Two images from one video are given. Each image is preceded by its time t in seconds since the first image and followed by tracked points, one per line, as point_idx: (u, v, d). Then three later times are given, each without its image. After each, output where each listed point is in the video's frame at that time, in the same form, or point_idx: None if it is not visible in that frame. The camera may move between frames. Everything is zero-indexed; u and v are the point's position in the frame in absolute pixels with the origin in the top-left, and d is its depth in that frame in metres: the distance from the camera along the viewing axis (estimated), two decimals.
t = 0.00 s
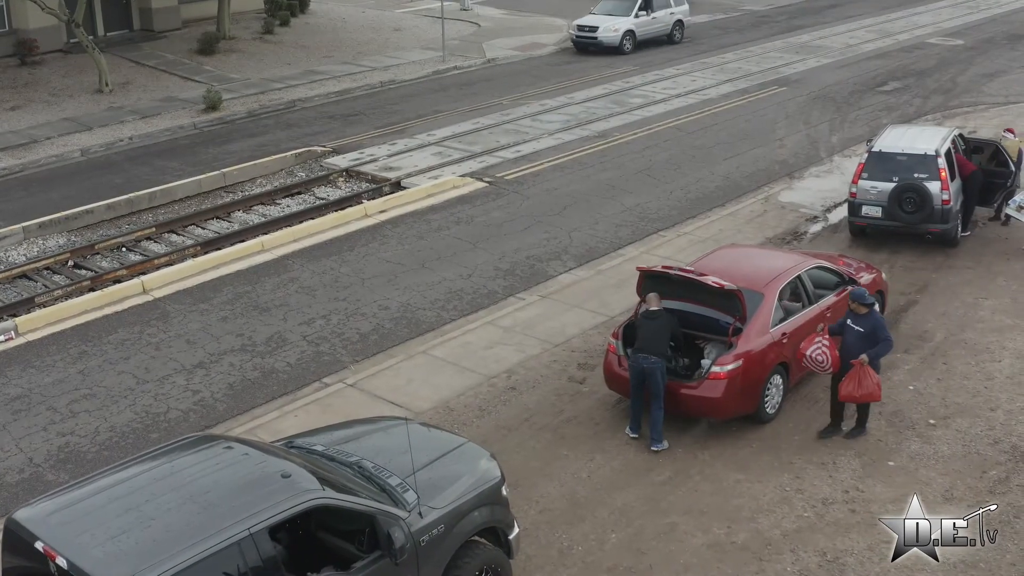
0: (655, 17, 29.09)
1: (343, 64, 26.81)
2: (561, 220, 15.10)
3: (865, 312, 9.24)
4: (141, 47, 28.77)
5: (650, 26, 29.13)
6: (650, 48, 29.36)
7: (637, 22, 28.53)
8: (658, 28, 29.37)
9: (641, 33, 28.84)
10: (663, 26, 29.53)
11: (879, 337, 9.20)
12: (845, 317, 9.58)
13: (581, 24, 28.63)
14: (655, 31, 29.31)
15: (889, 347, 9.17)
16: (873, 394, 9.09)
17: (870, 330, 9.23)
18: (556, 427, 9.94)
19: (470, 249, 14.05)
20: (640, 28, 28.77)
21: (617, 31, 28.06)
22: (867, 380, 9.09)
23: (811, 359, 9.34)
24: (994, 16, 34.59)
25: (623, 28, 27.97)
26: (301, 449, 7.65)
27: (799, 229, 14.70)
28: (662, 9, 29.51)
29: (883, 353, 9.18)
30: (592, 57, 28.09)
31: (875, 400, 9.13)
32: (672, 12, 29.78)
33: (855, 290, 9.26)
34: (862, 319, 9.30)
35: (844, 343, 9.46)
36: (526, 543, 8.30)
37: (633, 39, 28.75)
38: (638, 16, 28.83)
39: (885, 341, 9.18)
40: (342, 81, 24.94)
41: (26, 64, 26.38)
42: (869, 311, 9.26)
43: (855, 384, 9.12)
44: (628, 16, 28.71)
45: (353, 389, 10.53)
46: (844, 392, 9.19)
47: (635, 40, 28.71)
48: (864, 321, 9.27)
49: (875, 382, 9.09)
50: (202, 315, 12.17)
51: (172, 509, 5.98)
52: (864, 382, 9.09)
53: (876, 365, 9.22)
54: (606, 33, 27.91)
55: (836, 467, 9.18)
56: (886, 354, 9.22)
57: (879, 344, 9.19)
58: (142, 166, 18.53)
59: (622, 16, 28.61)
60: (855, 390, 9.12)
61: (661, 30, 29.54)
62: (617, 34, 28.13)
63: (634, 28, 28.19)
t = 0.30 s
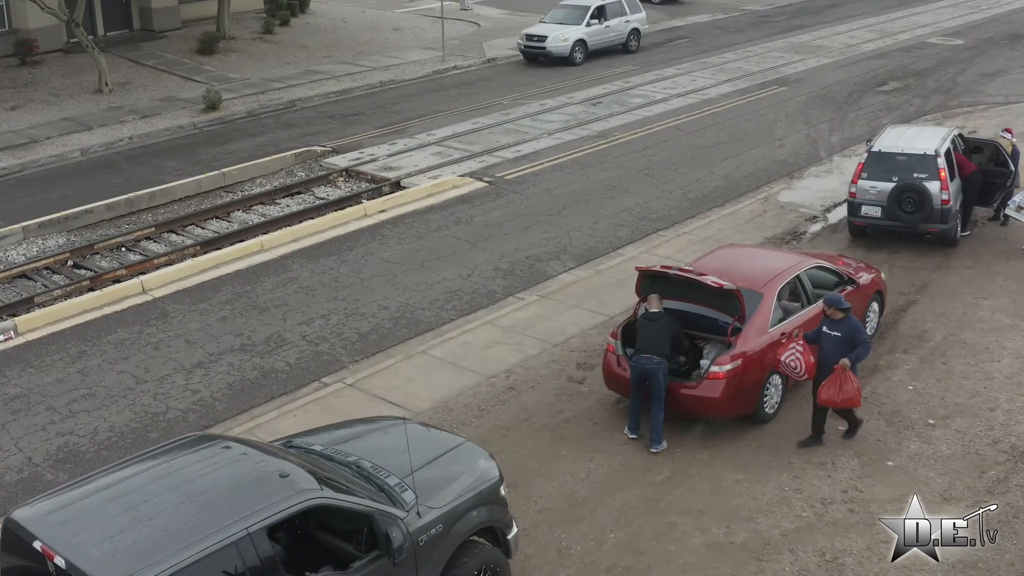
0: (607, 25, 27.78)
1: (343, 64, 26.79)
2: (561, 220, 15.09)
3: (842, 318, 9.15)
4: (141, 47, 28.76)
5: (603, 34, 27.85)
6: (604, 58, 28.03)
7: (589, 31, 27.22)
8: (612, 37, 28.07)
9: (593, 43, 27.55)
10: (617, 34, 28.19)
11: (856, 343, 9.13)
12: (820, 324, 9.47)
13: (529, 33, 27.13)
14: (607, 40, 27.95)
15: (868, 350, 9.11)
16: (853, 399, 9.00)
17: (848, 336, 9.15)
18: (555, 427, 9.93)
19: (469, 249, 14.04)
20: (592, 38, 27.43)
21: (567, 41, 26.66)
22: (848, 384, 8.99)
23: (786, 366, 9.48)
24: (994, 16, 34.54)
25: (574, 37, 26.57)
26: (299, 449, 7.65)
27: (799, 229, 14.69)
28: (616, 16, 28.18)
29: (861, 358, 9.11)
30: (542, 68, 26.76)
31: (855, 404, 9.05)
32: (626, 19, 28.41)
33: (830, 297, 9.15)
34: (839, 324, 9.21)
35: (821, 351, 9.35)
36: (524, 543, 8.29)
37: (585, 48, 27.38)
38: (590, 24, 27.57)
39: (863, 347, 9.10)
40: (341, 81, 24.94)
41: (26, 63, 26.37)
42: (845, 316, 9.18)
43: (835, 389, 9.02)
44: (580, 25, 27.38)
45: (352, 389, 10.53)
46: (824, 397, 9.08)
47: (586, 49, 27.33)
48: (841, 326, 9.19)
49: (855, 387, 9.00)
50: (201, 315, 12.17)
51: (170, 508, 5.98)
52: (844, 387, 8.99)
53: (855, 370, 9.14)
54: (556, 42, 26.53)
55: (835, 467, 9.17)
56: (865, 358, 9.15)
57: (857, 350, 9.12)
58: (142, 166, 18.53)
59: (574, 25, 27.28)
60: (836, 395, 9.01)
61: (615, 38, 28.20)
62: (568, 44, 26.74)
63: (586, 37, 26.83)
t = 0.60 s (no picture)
0: (554, 36, 26.29)
1: (342, 64, 26.78)
2: (560, 220, 15.08)
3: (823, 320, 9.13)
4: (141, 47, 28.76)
5: (550, 45, 26.36)
6: (552, 69, 26.60)
7: (534, 43, 25.69)
8: (561, 47, 26.61)
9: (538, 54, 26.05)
10: (566, 44, 26.69)
11: (838, 345, 9.10)
12: (801, 327, 9.46)
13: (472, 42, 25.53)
14: (556, 50, 26.48)
15: (849, 353, 9.08)
16: (835, 404, 8.89)
17: (829, 338, 9.14)
18: (554, 427, 9.93)
19: (469, 249, 14.04)
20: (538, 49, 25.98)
21: (511, 51, 25.20)
22: (829, 388, 8.90)
23: (765, 370, 9.14)
24: (994, 16, 34.50)
25: (519, 48, 25.10)
26: (298, 449, 7.65)
27: (799, 229, 14.68)
28: (564, 25, 26.70)
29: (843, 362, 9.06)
30: (485, 80, 25.33)
31: (836, 409, 8.93)
32: (576, 29, 26.92)
33: (811, 298, 9.16)
34: (820, 327, 9.20)
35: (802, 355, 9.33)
36: (524, 542, 8.29)
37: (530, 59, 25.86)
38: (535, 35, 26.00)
39: (845, 350, 9.07)
40: (340, 81, 24.95)
41: (26, 63, 26.37)
42: (826, 319, 9.17)
43: (816, 393, 8.93)
44: (525, 35, 25.92)
45: (351, 389, 10.53)
46: (805, 401, 8.98)
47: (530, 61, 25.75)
48: (822, 328, 9.17)
49: (836, 391, 8.91)
50: (201, 315, 12.17)
51: (169, 508, 5.98)
52: (826, 391, 8.90)
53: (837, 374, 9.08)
54: (499, 53, 25.05)
55: (834, 467, 9.17)
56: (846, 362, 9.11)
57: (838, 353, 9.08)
58: (142, 166, 18.52)
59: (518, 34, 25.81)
60: (817, 399, 8.92)
61: (564, 49, 26.73)
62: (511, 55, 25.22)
63: (532, 48, 25.40)
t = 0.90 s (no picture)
0: (496, 47, 24.71)
1: (342, 64, 26.76)
2: (560, 220, 15.07)
3: (803, 328, 9.09)
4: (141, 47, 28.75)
5: (491, 58, 24.77)
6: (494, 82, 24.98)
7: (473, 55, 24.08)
8: (502, 59, 25.00)
9: (478, 67, 24.44)
10: (508, 56, 25.10)
11: (817, 354, 9.10)
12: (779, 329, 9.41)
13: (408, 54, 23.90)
14: (496, 64, 24.85)
15: (827, 363, 9.07)
16: (813, 415, 8.93)
17: (808, 347, 9.12)
18: (554, 427, 9.93)
19: (469, 249, 14.04)
20: (477, 62, 24.32)
21: (446, 65, 23.51)
22: (809, 399, 8.90)
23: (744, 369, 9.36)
24: (994, 16, 34.45)
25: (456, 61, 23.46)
26: (297, 449, 7.64)
27: (798, 229, 14.67)
28: (506, 36, 25.08)
29: (822, 371, 9.07)
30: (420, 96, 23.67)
31: (817, 418, 8.97)
32: (519, 40, 25.28)
33: (789, 307, 9.09)
34: (800, 335, 9.16)
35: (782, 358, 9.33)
36: (523, 542, 8.29)
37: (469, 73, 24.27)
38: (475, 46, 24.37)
39: (823, 359, 9.07)
40: (340, 80, 24.94)
41: (26, 63, 26.37)
42: (806, 326, 9.13)
43: (796, 405, 8.92)
44: (464, 46, 24.30)
45: (351, 389, 10.53)
46: (785, 412, 8.97)
47: (470, 75, 24.16)
48: (802, 337, 9.13)
49: (815, 401, 8.92)
50: (200, 315, 12.17)
51: (168, 508, 5.98)
52: (805, 402, 8.91)
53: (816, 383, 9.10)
54: (435, 66, 23.33)
55: (834, 467, 9.17)
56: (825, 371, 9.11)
57: (817, 361, 9.09)
58: (142, 165, 18.52)
59: (456, 46, 24.17)
60: (796, 411, 8.91)
61: (506, 61, 25.11)
62: (449, 69, 23.59)
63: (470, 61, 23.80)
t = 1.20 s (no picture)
0: (432, 60, 23.19)
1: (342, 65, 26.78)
2: (560, 220, 15.07)
3: (784, 331, 9.07)
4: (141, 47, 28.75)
5: (426, 71, 23.19)
6: (430, 97, 23.41)
7: (406, 69, 22.50)
8: (437, 73, 23.44)
9: (411, 82, 22.84)
10: (445, 70, 23.56)
11: (798, 358, 9.07)
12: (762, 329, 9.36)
13: (336, 69, 22.33)
14: (432, 77, 23.25)
15: (807, 367, 9.06)
16: (789, 421, 8.87)
17: (789, 350, 9.11)
18: (554, 427, 9.93)
19: (469, 249, 14.04)
20: (410, 76, 22.76)
21: (376, 80, 21.95)
22: (785, 404, 8.88)
23: (722, 364, 9.10)
24: (994, 15, 34.45)
25: (386, 75, 21.88)
26: (296, 449, 7.65)
27: (798, 229, 14.66)
28: (441, 49, 23.54)
29: (802, 375, 9.05)
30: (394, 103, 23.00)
31: (793, 424, 8.91)
32: (456, 53, 23.74)
33: (771, 310, 9.09)
34: (781, 337, 9.14)
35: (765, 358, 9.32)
36: (523, 542, 8.29)
37: (402, 87, 22.67)
38: (407, 59, 22.77)
39: (804, 364, 9.05)
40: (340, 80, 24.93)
41: (26, 63, 26.36)
42: (787, 329, 9.11)
43: (772, 409, 8.91)
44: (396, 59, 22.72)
45: (351, 389, 10.53)
46: (761, 416, 8.96)
47: (402, 90, 22.55)
48: (783, 340, 9.11)
49: (792, 407, 8.89)
50: (200, 315, 12.17)
51: (167, 508, 5.98)
52: (781, 407, 8.89)
53: (797, 388, 9.07)
54: (363, 80, 21.73)
55: (833, 467, 9.17)
56: (806, 376, 9.08)
57: (798, 365, 9.07)
58: (142, 165, 18.52)
59: (387, 59, 22.60)
60: (772, 415, 8.90)
61: (442, 74, 23.54)
62: (379, 83, 22.00)
63: (402, 74, 22.23)
